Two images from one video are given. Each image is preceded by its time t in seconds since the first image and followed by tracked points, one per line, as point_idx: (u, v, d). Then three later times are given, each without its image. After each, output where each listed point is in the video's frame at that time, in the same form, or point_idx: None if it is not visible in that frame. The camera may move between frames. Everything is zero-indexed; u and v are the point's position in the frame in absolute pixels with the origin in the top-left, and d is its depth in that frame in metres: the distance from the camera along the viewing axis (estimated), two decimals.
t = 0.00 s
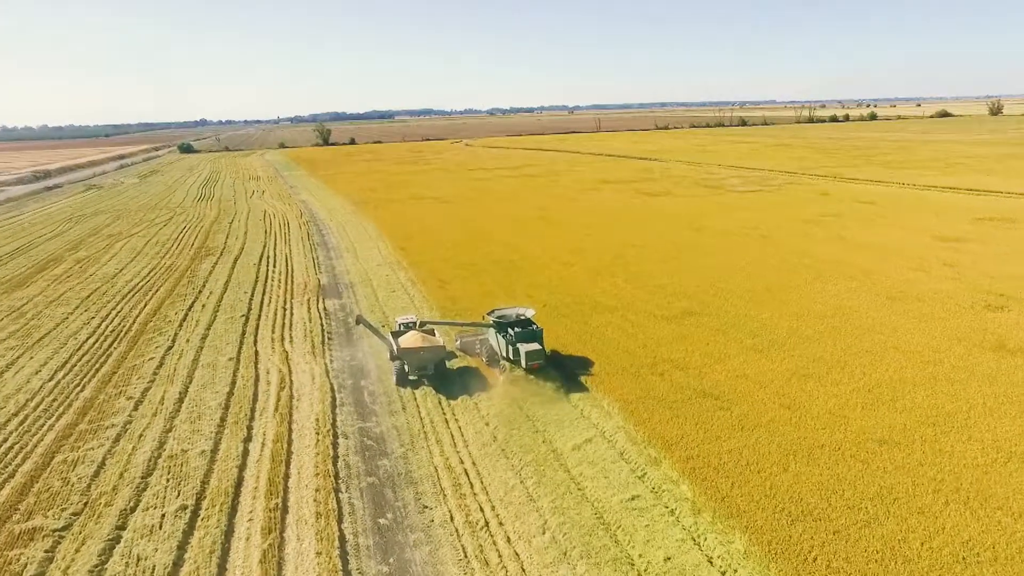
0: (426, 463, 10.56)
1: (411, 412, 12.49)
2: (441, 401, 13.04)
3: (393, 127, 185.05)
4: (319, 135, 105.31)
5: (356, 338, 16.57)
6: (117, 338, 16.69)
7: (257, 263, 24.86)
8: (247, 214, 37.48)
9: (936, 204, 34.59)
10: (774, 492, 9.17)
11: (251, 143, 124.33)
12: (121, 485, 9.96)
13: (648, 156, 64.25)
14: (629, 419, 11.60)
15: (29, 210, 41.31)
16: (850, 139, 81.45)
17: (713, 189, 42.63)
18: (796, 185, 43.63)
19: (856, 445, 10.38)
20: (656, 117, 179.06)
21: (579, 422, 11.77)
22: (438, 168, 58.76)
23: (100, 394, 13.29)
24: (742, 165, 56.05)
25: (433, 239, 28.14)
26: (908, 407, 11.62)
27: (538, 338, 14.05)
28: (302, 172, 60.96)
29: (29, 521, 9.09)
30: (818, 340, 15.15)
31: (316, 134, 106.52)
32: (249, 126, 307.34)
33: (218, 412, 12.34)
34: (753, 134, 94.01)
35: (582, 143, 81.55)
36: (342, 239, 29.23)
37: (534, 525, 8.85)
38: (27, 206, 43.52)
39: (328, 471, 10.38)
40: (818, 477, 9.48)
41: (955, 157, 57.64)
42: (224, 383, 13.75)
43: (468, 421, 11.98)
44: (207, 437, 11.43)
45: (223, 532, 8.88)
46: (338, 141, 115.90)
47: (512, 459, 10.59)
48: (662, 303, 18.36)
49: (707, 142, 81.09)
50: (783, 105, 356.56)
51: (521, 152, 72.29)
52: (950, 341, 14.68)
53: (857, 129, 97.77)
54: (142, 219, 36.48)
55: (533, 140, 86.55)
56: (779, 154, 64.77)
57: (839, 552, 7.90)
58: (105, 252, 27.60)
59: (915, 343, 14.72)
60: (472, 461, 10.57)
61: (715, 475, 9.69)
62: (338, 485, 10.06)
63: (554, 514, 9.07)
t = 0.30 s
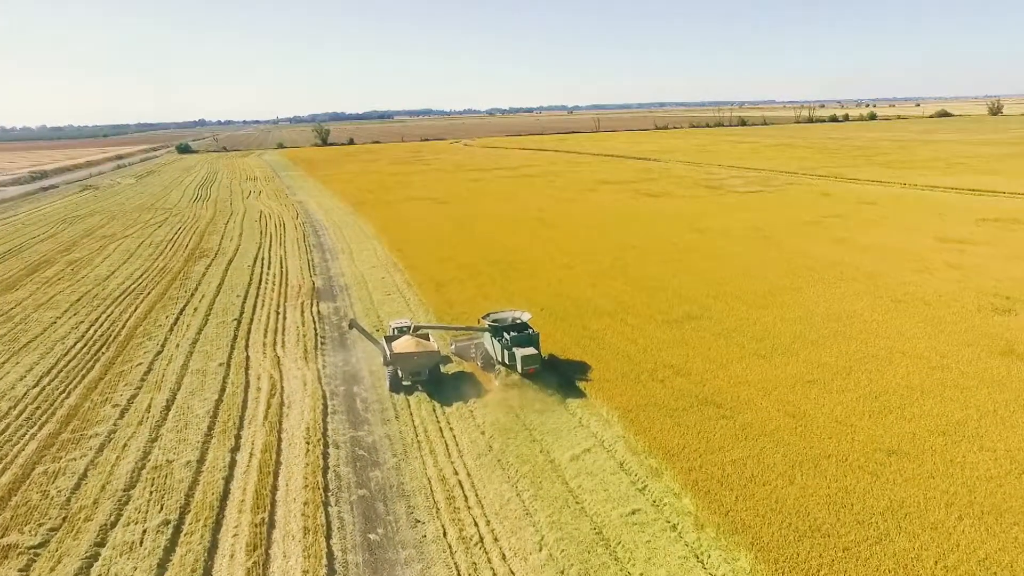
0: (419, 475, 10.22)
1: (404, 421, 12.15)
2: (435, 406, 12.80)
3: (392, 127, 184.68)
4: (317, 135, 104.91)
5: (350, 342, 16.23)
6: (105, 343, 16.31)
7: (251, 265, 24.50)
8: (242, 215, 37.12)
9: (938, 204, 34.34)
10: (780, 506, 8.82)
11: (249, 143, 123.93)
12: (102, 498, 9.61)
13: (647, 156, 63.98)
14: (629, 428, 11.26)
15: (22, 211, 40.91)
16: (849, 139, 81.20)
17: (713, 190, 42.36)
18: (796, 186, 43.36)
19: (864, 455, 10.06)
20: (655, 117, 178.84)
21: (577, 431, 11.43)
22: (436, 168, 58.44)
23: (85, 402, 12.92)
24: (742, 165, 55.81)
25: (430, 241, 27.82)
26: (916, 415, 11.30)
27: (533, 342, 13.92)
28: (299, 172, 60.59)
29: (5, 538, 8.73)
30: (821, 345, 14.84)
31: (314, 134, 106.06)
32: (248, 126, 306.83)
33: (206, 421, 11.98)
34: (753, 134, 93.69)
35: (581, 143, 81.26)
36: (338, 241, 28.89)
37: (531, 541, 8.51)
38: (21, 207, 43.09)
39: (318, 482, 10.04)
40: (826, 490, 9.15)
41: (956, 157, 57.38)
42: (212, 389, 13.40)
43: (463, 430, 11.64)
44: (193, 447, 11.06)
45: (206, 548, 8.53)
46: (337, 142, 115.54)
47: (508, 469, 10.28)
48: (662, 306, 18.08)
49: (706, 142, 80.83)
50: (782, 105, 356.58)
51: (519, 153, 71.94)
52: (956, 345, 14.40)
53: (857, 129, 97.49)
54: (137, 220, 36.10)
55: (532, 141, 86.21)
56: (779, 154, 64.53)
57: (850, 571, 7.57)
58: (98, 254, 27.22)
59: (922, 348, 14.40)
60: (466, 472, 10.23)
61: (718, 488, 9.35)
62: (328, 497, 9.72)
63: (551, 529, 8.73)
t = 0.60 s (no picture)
0: (412, 488, 9.85)
1: (397, 429, 11.77)
2: (429, 413, 12.48)
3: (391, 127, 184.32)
4: (315, 136, 104.49)
5: (343, 348, 15.85)
6: (93, 348, 15.91)
7: (245, 268, 24.12)
8: (238, 216, 36.73)
9: (940, 205, 34.01)
10: (788, 523, 8.48)
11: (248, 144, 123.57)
12: (81, 514, 9.20)
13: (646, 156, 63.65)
14: (629, 439, 10.92)
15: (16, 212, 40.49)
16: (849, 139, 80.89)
17: (713, 190, 42.02)
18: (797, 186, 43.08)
19: (874, 467, 9.72)
20: (654, 117, 178.59)
21: (576, 441, 11.07)
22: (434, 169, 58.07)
23: (69, 410, 12.51)
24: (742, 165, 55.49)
25: (427, 242, 27.45)
26: (927, 424, 10.95)
27: (530, 347, 13.58)
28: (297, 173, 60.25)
29: None
30: (826, 351, 14.48)
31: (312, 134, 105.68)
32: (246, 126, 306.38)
33: (192, 431, 11.57)
34: (752, 134, 93.35)
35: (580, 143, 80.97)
36: (334, 242, 28.52)
37: (527, 560, 8.14)
38: (14, 208, 42.67)
39: (306, 496, 9.65)
40: (835, 505, 8.81)
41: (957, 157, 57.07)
42: (200, 397, 13.00)
43: (457, 440, 11.26)
44: (179, 459, 10.65)
45: (187, 569, 8.14)
46: (336, 141, 115.11)
47: (504, 482, 9.92)
48: (662, 310, 17.72)
49: (706, 142, 80.53)
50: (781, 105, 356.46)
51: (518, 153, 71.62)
52: (965, 351, 14.05)
53: (856, 129, 97.20)
54: (131, 222, 35.69)
55: (531, 141, 85.90)
56: (779, 154, 64.22)
57: None
58: (90, 257, 26.82)
59: (930, 353, 14.04)
60: (461, 485, 9.87)
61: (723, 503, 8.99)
62: (317, 512, 9.35)
63: (549, 547, 8.36)
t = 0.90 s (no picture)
0: (406, 503, 9.46)
1: (391, 439, 11.38)
2: (424, 421, 12.15)
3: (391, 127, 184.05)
4: (315, 135, 104.17)
5: (337, 354, 15.47)
6: (81, 354, 15.52)
7: (240, 270, 23.74)
8: (235, 217, 36.39)
9: (945, 205, 33.60)
10: (799, 542, 8.13)
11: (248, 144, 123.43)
12: (59, 531, 8.80)
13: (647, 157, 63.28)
14: (631, 451, 10.56)
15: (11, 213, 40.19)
16: (851, 139, 80.47)
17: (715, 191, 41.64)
18: (800, 187, 42.71)
19: (887, 482, 9.40)
20: (654, 117, 178.25)
21: (576, 453, 10.69)
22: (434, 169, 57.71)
23: (54, 419, 12.12)
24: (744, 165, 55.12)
25: (425, 244, 27.08)
26: (940, 436, 10.62)
27: (527, 353, 13.22)
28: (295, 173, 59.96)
29: None
30: (834, 359, 14.09)
31: (312, 134, 105.52)
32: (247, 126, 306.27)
33: (179, 441, 11.18)
34: (753, 134, 92.97)
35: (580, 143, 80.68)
36: (331, 244, 28.17)
37: None
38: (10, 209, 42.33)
39: (295, 511, 9.26)
40: (848, 523, 8.47)
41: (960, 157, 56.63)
42: (189, 405, 12.62)
43: (453, 450, 10.87)
44: (164, 471, 10.25)
45: None
46: (336, 142, 114.89)
47: (501, 497, 9.53)
48: (664, 314, 17.36)
49: (706, 142, 80.15)
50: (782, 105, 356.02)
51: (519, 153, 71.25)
52: (976, 358, 13.66)
53: (858, 129, 96.79)
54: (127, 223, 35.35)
55: (531, 141, 85.70)
56: (780, 154, 63.83)
57: None
58: (84, 258, 26.48)
59: (940, 360, 13.67)
60: (456, 500, 9.49)
61: (731, 520, 8.65)
62: (306, 528, 8.98)
63: (548, 567, 7.99)
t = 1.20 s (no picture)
0: (408, 518, 9.10)
1: (394, 449, 11.01)
2: (428, 429, 11.82)
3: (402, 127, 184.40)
4: (326, 135, 104.40)
5: (341, 359, 15.14)
6: (83, 356, 15.31)
7: (246, 272, 23.52)
8: (243, 217, 36.30)
9: (965, 207, 32.81)
10: (822, 568, 7.73)
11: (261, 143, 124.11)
12: (49, 544, 8.51)
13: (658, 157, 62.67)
14: (643, 465, 10.15)
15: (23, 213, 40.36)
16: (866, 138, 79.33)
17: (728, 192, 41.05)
18: (814, 188, 41.97)
19: (914, 502, 8.95)
20: (666, 116, 177.14)
21: (585, 467, 10.27)
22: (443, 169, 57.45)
23: (52, 424, 11.88)
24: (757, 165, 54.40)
25: (433, 245, 26.77)
26: (969, 452, 10.13)
27: (534, 359, 12.89)
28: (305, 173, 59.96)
29: None
30: (855, 368, 13.57)
31: (323, 134, 105.74)
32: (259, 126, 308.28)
33: (177, 449, 10.88)
34: (766, 134, 91.97)
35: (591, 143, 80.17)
36: (338, 245, 27.92)
37: None
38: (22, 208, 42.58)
39: (292, 526, 8.92)
40: (874, 547, 8.05)
41: (979, 158, 55.54)
42: (189, 411, 12.34)
43: (458, 462, 10.49)
44: (160, 481, 9.94)
45: None
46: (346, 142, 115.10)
47: (507, 512, 9.15)
48: (677, 320, 16.90)
49: (719, 142, 79.31)
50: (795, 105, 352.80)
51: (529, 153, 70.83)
52: (1005, 368, 13.09)
53: (873, 129, 95.44)
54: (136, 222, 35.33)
55: (541, 141, 85.30)
56: (794, 154, 62.97)
57: None
58: (91, 258, 26.40)
59: (967, 371, 13.11)
60: (460, 515, 9.12)
61: (749, 543, 8.25)
62: (304, 543, 8.65)
63: None
